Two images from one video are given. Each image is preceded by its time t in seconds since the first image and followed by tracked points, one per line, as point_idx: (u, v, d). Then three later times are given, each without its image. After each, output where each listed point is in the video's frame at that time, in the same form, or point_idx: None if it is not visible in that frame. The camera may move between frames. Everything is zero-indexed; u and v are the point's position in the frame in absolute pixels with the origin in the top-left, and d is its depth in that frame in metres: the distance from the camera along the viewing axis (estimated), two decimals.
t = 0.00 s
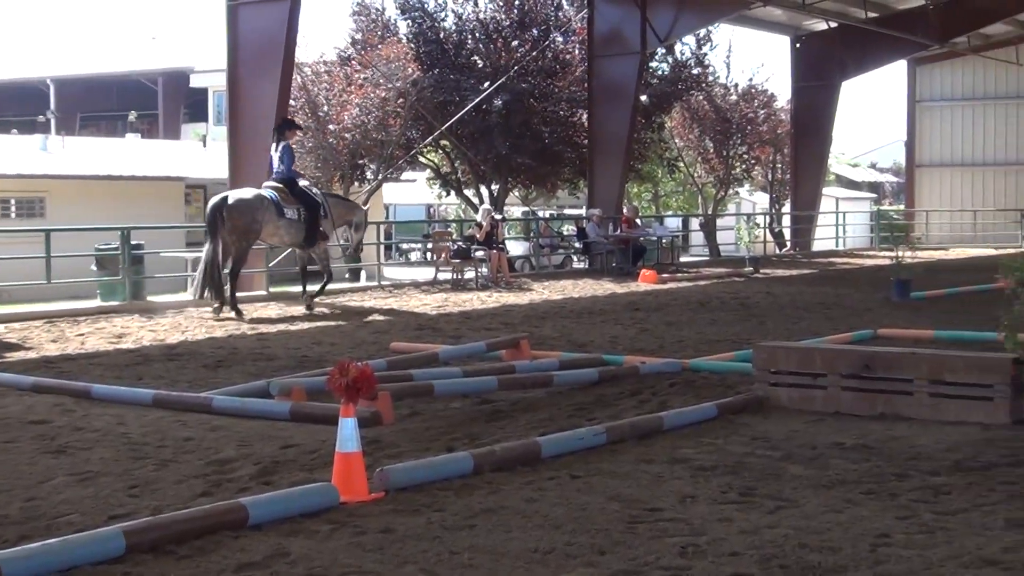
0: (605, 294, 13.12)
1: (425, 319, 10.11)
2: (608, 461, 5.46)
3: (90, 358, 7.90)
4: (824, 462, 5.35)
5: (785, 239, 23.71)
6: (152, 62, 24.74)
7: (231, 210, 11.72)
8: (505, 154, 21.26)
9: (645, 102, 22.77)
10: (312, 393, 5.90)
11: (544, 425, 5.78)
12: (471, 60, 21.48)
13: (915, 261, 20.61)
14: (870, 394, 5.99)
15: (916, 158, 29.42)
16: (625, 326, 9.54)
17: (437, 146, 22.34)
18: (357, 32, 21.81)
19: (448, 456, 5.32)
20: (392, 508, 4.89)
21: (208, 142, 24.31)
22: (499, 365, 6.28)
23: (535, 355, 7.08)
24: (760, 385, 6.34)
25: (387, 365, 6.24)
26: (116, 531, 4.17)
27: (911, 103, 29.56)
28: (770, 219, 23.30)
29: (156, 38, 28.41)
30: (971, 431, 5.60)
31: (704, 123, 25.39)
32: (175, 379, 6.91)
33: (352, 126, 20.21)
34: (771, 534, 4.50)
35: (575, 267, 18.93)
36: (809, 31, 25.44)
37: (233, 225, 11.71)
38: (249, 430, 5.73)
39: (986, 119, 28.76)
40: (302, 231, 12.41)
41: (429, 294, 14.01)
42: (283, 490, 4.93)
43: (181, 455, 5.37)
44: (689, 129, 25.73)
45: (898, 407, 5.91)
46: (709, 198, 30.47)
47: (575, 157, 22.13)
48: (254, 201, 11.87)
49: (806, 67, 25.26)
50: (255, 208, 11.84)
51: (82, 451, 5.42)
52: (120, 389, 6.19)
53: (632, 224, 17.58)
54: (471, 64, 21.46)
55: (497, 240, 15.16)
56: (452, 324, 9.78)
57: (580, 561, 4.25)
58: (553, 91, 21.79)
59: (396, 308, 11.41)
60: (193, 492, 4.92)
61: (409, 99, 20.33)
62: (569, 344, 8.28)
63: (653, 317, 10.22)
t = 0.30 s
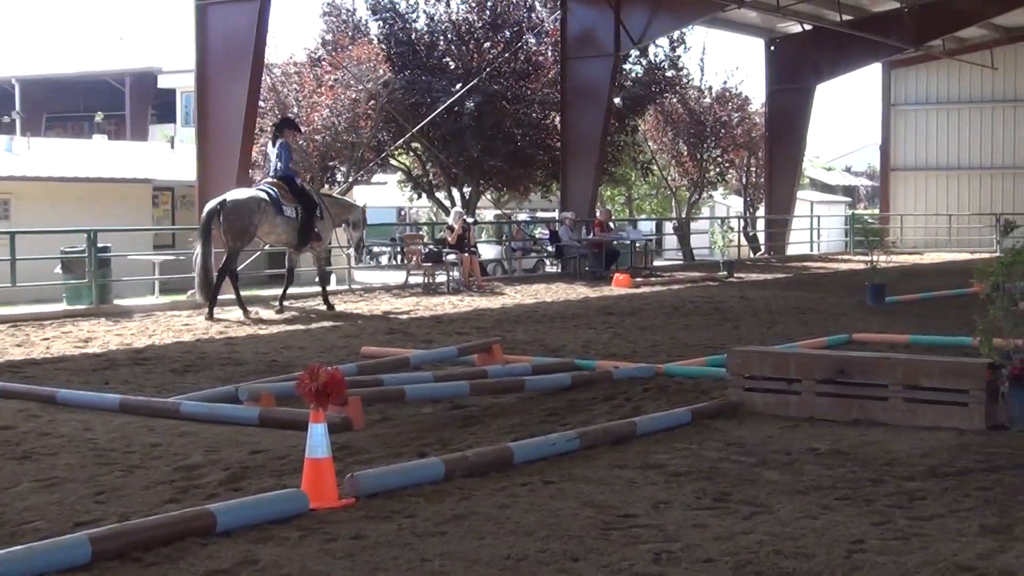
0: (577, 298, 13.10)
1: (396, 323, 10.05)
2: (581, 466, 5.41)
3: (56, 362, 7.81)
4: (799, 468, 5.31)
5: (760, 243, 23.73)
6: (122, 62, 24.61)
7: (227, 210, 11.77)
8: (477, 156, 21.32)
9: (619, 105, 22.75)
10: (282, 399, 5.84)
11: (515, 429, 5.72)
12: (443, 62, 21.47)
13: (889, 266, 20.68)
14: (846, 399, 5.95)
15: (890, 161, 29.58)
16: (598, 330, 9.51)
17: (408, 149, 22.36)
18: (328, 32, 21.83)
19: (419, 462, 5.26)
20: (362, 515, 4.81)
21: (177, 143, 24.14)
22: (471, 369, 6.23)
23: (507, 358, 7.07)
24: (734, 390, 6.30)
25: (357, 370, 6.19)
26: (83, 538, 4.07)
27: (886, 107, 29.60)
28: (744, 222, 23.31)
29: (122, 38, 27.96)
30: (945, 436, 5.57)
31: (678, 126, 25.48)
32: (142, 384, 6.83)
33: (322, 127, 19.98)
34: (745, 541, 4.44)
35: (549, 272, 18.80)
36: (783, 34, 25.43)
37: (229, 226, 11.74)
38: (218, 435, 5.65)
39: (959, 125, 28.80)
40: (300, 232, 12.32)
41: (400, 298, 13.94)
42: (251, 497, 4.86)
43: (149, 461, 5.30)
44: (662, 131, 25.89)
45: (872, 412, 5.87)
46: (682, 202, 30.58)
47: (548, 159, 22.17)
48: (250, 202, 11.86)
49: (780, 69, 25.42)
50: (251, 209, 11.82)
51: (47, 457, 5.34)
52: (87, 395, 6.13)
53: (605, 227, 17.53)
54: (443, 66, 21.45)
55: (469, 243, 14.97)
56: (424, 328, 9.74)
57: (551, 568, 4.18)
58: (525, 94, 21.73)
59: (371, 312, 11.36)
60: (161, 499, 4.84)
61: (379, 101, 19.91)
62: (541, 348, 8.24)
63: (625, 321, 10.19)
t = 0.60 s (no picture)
0: (552, 302, 12.81)
1: (360, 330, 9.72)
2: (557, 481, 5.10)
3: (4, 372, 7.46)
4: (788, 483, 5.01)
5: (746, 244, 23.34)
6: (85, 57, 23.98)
7: (213, 212, 11.37)
8: (448, 152, 20.38)
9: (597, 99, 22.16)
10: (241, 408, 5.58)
11: (488, 442, 5.42)
12: (411, 52, 20.44)
13: (882, 268, 20.38)
14: (839, 409, 5.65)
15: (884, 159, 29.25)
16: (576, 337, 9.22)
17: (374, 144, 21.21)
18: (288, 21, 20.46)
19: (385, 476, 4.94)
20: (325, 533, 4.50)
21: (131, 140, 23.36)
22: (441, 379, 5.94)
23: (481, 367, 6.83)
24: (718, 399, 6.00)
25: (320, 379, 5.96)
26: (28, 558, 3.73)
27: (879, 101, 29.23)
28: (728, 221, 22.80)
29: (74, 31, 27.40)
30: (942, 448, 5.29)
31: (660, 121, 25.13)
32: (95, 395, 6.51)
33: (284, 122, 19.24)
34: (733, 560, 4.13)
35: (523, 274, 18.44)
36: (771, 24, 25.29)
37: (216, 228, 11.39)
38: (173, 448, 5.34)
39: (953, 117, 28.59)
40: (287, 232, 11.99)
41: (365, 302, 13.63)
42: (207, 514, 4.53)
43: (99, 476, 4.98)
44: (643, 126, 25.39)
45: (866, 422, 5.59)
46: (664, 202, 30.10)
47: (522, 155, 21.23)
48: (238, 204, 11.47)
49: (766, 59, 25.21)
50: (237, 211, 11.45)
51: None
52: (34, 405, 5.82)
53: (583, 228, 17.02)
54: (411, 57, 20.44)
55: (440, 245, 14.70)
56: (391, 334, 9.42)
57: None
58: (499, 87, 20.79)
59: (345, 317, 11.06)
60: (110, 517, 4.51)
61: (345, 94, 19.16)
62: (515, 356, 7.95)
63: (604, 327, 9.90)
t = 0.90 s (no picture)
0: (544, 307, 11.99)
1: (318, 341, 8.88)
2: (552, 514, 4.35)
3: None
4: (820, 517, 4.27)
5: (770, 239, 22.14)
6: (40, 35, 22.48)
7: (184, 200, 10.63)
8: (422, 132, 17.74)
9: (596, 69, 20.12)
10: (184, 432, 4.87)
11: (470, 470, 4.68)
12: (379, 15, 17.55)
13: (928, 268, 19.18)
14: (876, 431, 4.93)
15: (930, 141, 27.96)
16: (572, 348, 8.43)
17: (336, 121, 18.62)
18: None
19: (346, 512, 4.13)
20: None
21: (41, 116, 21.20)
22: (416, 398, 5.26)
23: (461, 381, 6.21)
24: (738, 420, 5.26)
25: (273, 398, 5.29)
26: None
27: (928, 70, 27.91)
28: (745, 213, 21.19)
29: None
30: (996, 477, 4.56)
31: (670, 95, 22.88)
32: (21, 417, 5.74)
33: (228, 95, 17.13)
34: None
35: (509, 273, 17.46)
36: None
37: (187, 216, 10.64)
38: (102, 479, 4.58)
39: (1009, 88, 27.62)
40: (267, 222, 11.25)
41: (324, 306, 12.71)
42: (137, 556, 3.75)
43: (13, 511, 4.23)
44: (649, 102, 23.18)
45: (909, 445, 4.87)
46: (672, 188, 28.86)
47: (509, 134, 18.76)
48: (212, 189, 10.77)
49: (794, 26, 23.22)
50: (210, 197, 10.74)
51: None
52: None
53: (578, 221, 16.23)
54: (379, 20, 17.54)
55: (411, 239, 13.77)
56: (354, 346, 8.64)
57: None
58: (482, 55, 18.18)
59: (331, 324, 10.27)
60: (19, 560, 3.75)
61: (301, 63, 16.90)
62: (499, 371, 7.19)
63: (605, 336, 9.11)
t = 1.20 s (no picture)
0: (572, 312, 11.28)
1: (303, 353, 8.18)
2: (578, 556, 3.67)
3: None
4: (896, 560, 3.57)
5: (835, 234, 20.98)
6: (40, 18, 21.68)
7: (182, 182, 9.94)
8: (423, 105, 16.80)
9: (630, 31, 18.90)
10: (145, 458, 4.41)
11: (482, 505, 4.00)
12: None
13: None
14: (959, 459, 4.30)
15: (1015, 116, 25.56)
16: (605, 361, 7.74)
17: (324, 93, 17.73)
18: None
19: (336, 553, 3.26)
20: None
21: None
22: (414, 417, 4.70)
23: (469, 401, 5.63)
24: (799, 446, 4.59)
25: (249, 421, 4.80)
26: None
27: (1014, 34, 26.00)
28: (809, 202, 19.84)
29: None
30: None
31: (716, 62, 21.62)
32: None
33: (196, 61, 16.40)
34: None
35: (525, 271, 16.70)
36: None
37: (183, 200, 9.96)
38: (53, 517, 3.93)
39: None
40: (279, 206, 10.64)
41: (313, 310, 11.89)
42: None
43: None
44: (691, 69, 21.99)
45: (999, 475, 4.24)
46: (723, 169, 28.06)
47: (525, 108, 17.90)
48: (216, 170, 10.11)
49: None
50: (214, 178, 10.09)
51: None
52: None
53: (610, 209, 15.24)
54: None
55: (412, 232, 13.02)
56: (346, 356, 8.03)
57: None
58: (495, 15, 17.62)
59: (340, 331, 9.57)
60: None
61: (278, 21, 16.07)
62: (520, 388, 6.52)
63: (643, 348, 8.39)
